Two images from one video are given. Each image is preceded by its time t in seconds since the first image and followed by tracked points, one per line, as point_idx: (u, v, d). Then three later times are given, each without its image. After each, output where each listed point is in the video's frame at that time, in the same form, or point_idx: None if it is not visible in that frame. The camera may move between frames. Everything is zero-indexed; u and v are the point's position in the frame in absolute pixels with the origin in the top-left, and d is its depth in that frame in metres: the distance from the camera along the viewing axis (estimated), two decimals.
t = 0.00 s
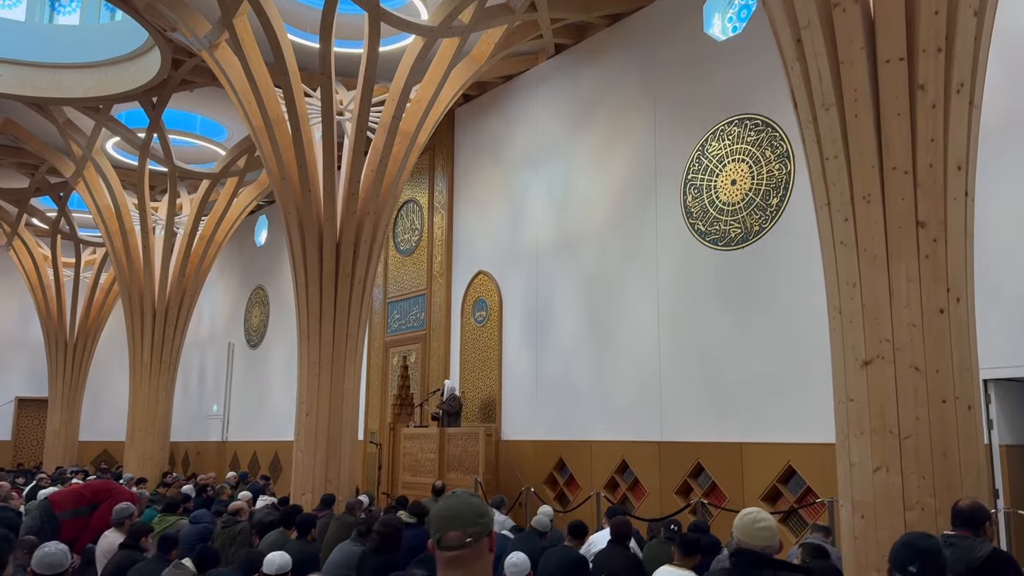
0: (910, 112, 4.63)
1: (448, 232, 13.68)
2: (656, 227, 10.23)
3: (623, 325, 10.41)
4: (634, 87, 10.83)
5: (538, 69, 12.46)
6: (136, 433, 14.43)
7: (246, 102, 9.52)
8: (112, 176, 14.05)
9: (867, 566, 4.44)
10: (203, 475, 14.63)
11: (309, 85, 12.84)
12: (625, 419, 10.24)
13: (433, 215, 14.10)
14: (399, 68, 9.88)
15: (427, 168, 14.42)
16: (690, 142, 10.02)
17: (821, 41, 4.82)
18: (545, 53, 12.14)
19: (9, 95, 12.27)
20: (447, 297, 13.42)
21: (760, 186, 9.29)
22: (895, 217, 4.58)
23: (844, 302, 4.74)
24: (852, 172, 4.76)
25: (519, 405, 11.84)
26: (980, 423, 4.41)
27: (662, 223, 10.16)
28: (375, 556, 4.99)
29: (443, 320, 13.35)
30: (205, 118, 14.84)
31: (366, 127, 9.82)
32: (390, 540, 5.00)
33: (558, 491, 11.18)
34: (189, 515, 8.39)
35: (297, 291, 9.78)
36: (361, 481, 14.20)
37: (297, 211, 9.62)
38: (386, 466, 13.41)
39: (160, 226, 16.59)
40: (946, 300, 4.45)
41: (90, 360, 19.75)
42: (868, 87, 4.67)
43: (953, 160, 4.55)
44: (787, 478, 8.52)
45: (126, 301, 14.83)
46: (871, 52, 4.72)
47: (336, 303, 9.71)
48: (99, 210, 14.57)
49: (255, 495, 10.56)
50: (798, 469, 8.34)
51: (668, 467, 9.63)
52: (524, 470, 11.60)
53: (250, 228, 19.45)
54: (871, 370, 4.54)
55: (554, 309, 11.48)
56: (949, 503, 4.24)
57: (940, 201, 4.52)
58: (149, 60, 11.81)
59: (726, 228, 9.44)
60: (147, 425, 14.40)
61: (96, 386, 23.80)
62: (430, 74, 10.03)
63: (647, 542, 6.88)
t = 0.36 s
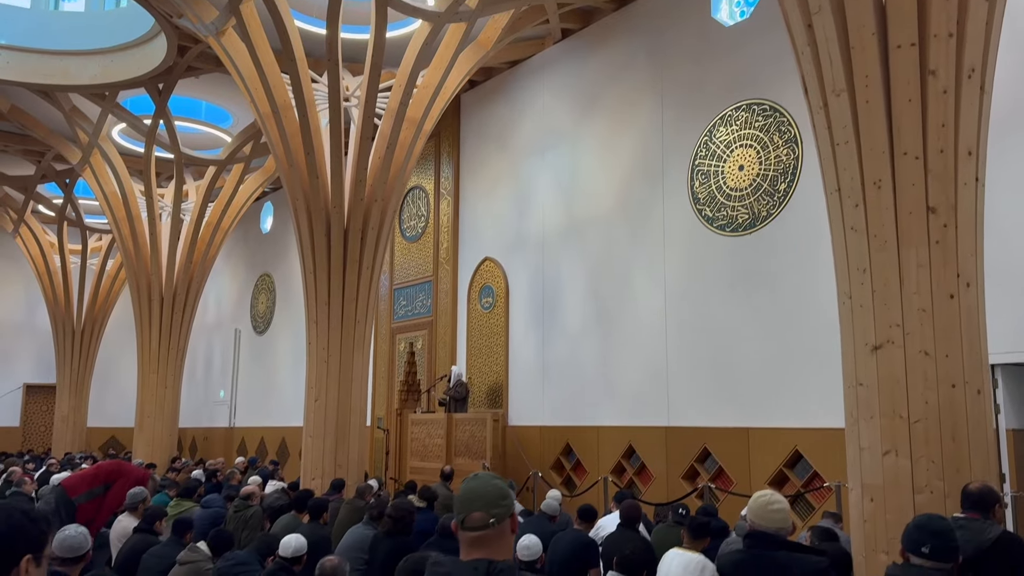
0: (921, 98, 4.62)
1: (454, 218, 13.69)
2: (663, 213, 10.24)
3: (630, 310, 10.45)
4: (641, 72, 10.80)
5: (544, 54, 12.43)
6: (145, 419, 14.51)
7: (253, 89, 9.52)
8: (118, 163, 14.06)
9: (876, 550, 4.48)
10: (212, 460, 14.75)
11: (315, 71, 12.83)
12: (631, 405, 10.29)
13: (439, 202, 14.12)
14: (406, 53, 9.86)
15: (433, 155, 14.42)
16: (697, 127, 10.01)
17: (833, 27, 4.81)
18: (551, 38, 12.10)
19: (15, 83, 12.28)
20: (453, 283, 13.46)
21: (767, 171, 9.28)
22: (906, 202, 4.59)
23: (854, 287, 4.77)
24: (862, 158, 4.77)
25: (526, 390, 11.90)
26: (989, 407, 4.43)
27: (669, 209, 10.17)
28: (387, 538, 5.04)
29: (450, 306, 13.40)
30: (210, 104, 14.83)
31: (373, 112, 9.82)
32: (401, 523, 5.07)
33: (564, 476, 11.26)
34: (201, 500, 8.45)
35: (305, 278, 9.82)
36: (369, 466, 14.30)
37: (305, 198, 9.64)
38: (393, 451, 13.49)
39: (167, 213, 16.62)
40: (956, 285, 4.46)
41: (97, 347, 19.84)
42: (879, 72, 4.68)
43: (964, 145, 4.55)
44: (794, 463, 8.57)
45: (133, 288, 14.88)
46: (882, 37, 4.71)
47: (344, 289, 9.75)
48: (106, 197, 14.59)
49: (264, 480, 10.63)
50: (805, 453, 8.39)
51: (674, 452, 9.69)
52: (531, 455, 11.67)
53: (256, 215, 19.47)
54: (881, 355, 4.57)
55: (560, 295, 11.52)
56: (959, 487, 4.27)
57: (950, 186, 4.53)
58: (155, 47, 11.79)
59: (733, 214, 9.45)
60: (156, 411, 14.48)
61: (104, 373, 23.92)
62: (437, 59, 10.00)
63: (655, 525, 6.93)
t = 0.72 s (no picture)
0: (933, 82, 4.62)
1: (460, 203, 13.70)
2: (669, 197, 10.24)
3: (636, 295, 10.47)
4: (647, 56, 10.76)
5: (550, 38, 12.38)
6: (153, 404, 14.60)
7: (260, 74, 9.51)
8: (124, 148, 14.07)
9: (885, 531, 4.52)
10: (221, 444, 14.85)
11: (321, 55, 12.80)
12: (638, 389, 10.33)
13: (445, 187, 14.12)
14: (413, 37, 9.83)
15: (439, 139, 14.41)
16: (704, 111, 9.99)
17: (845, 10, 4.80)
18: (558, 21, 12.05)
19: (21, 68, 12.27)
20: (459, 268, 13.49)
21: (775, 155, 9.27)
22: (917, 186, 4.60)
23: (864, 271, 4.78)
24: (874, 141, 4.76)
25: (533, 375, 11.94)
26: (999, 390, 4.46)
27: (676, 193, 10.16)
28: (398, 521, 5.09)
29: (456, 291, 13.43)
30: (214, 89, 14.81)
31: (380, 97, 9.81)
32: (413, 506, 5.10)
33: (571, 459, 11.32)
34: (211, 483, 8.53)
35: (313, 263, 9.85)
36: (376, 450, 14.42)
37: (312, 183, 9.66)
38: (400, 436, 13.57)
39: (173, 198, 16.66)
40: (967, 269, 4.48)
41: (104, 332, 19.92)
42: (891, 56, 4.67)
43: (975, 129, 4.55)
44: (800, 446, 8.61)
45: (141, 273, 14.95)
46: (895, 21, 4.70)
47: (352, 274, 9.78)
48: (112, 182, 14.62)
49: (273, 464, 10.69)
50: (812, 436, 8.43)
51: (681, 435, 9.74)
52: (538, 439, 11.73)
53: (261, 201, 19.49)
54: (891, 338, 4.59)
55: (566, 281, 11.54)
56: (968, 469, 4.31)
57: (962, 170, 4.54)
58: (160, 32, 11.78)
59: (741, 198, 9.45)
60: (164, 395, 14.56)
61: (110, 358, 24.03)
62: (444, 44, 9.98)
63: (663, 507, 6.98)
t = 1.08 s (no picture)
0: (945, 70, 4.61)
1: (465, 192, 13.70)
2: (676, 186, 10.24)
3: (643, 284, 10.49)
4: (654, 44, 10.73)
5: (556, 26, 12.35)
6: (160, 393, 14.65)
7: (267, 64, 9.49)
8: (129, 138, 14.05)
9: (896, 518, 4.56)
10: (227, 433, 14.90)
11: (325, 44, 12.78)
12: (645, 378, 10.36)
13: (450, 176, 14.11)
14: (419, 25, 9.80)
15: (443, 129, 14.39)
16: (711, 100, 9.98)
17: None
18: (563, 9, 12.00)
19: (26, 57, 12.27)
20: (465, 258, 13.50)
21: (782, 143, 9.26)
22: (929, 174, 4.60)
23: (875, 259, 4.79)
24: (885, 130, 4.77)
25: (539, 364, 11.98)
26: (1009, 378, 4.47)
27: (683, 182, 10.16)
28: (410, 509, 5.13)
29: (462, 280, 13.46)
30: (219, 78, 14.78)
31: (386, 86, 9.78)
32: (424, 493, 5.15)
33: (577, 448, 11.37)
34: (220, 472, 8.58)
35: (320, 253, 9.87)
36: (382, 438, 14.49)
37: (319, 172, 9.67)
38: (406, 425, 13.61)
39: (178, 188, 16.67)
40: (978, 257, 4.49)
41: (109, 322, 19.97)
42: (903, 44, 4.66)
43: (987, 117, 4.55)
44: (807, 434, 8.64)
45: (147, 262, 14.93)
46: (906, 9, 4.69)
47: (359, 264, 9.80)
48: (118, 172, 14.62)
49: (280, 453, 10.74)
50: (819, 425, 8.46)
51: (687, 424, 9.77)
52: (544, 428, 11.77)
53: (265, 190, 19.49)
54: (902, 326, 4.61)
55: (572, 270, 11.56)
56: (979, 456, 4.33)
57: (973, 159, 4.54)
58: (164, 21, 11.76)
59: (748, 187, 9.45)
60: (171, 384, 14.60)
61: (115, 348, 24.11)
62: (450, 33, 9.95)
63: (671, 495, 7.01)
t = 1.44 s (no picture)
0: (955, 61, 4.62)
1: (470, 183, 13.71)
2: (681, 177, 10.25)
3: (648, 275, 10.51)
4: (659, 34, 10.72)
5: (561, 17, 12.32)
6: (166, 384, 14.70)
7: (273, 55, 9.48)
8: (134, 130, 14.05)
9: (905, 506, 4.60)
10: (234, 424, 14.98)
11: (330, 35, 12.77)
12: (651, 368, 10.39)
13: (455, 167, 14.12)
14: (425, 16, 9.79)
15: (448, 120, 14.39)
16: (717, 90, 9.98)
17: None
18: None
19: (31, 48, 12.26)
20: (470, 249, 13.53)
21: (788, 134, 9.26)
22: (938, 165, 4.63)
23: (885, 250, 4.82)
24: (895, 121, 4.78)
25: (544, 355, 12.02)
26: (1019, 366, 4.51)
27: (688, 173, 10.17)
28: (421, 498, 5.19)
29: (467, 272, 13.49)
30: (223, 70, 14.77)
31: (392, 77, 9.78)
32: (435, 482, 5.17)
33: (583, 438, 11.42)
34: (230, 461, 8.63)
35: (327, 244, 9.90)
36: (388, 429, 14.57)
37: (326, 164, 9.68)
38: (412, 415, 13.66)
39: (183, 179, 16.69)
40: (987, 247, 4.51)
41: (114, 314, 20.00)
42: (913, 35, 4.67)
43: (997, 108, 4.55)
44: (813, 424, 8.68)
45: (154, 254, 15.01)
46: None
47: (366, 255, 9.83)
48: (123, 164, 14.64)
49: (288, 443, 10.81)
50: (825, 414, 8.51)
51: (693, 414, 9.81)
52: (550, 419, 11.81)
53: (270, 182, 19.50)
54: (912, 316, 4.64)
55: (577, 261, 11.58)
56: (988, 444, 4.37)
57: (983, 149, 4.55)
58: (168, 12, 11.75)
59: (754, 177, 9.46)
60: (177, 375, 14.65)
61: (120, 339, 24.17)
62: (456, 23, 9.95)
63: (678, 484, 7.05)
